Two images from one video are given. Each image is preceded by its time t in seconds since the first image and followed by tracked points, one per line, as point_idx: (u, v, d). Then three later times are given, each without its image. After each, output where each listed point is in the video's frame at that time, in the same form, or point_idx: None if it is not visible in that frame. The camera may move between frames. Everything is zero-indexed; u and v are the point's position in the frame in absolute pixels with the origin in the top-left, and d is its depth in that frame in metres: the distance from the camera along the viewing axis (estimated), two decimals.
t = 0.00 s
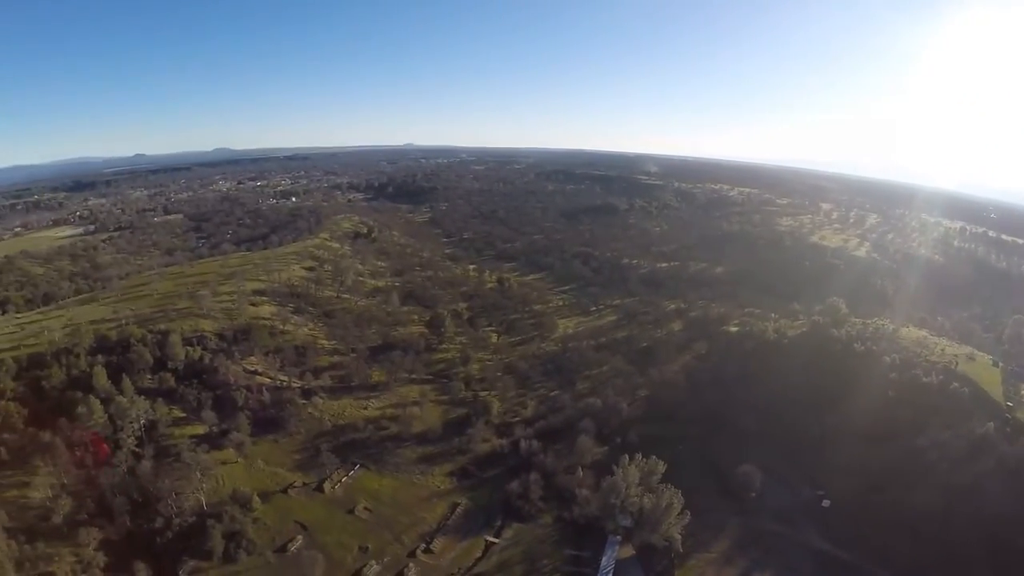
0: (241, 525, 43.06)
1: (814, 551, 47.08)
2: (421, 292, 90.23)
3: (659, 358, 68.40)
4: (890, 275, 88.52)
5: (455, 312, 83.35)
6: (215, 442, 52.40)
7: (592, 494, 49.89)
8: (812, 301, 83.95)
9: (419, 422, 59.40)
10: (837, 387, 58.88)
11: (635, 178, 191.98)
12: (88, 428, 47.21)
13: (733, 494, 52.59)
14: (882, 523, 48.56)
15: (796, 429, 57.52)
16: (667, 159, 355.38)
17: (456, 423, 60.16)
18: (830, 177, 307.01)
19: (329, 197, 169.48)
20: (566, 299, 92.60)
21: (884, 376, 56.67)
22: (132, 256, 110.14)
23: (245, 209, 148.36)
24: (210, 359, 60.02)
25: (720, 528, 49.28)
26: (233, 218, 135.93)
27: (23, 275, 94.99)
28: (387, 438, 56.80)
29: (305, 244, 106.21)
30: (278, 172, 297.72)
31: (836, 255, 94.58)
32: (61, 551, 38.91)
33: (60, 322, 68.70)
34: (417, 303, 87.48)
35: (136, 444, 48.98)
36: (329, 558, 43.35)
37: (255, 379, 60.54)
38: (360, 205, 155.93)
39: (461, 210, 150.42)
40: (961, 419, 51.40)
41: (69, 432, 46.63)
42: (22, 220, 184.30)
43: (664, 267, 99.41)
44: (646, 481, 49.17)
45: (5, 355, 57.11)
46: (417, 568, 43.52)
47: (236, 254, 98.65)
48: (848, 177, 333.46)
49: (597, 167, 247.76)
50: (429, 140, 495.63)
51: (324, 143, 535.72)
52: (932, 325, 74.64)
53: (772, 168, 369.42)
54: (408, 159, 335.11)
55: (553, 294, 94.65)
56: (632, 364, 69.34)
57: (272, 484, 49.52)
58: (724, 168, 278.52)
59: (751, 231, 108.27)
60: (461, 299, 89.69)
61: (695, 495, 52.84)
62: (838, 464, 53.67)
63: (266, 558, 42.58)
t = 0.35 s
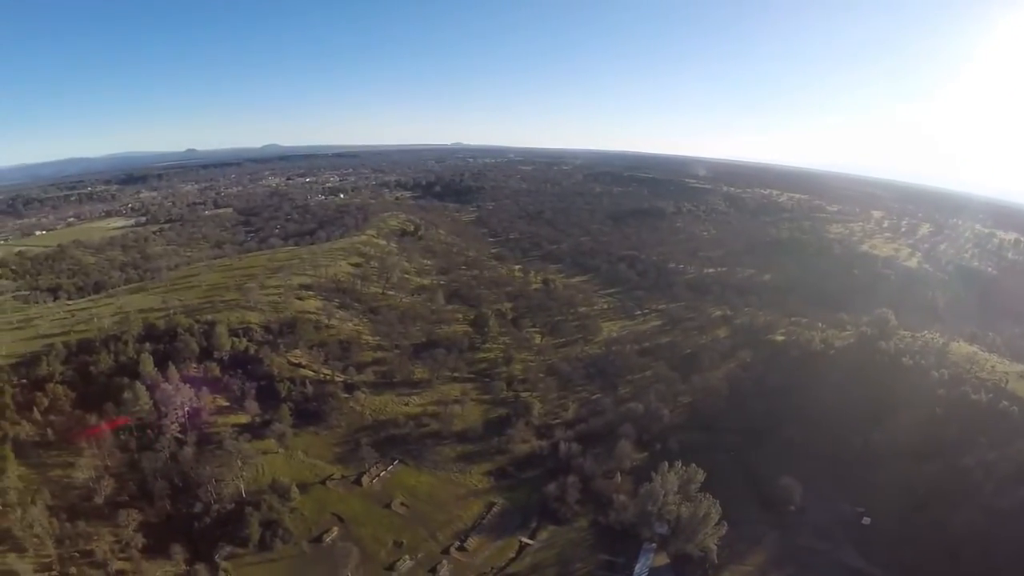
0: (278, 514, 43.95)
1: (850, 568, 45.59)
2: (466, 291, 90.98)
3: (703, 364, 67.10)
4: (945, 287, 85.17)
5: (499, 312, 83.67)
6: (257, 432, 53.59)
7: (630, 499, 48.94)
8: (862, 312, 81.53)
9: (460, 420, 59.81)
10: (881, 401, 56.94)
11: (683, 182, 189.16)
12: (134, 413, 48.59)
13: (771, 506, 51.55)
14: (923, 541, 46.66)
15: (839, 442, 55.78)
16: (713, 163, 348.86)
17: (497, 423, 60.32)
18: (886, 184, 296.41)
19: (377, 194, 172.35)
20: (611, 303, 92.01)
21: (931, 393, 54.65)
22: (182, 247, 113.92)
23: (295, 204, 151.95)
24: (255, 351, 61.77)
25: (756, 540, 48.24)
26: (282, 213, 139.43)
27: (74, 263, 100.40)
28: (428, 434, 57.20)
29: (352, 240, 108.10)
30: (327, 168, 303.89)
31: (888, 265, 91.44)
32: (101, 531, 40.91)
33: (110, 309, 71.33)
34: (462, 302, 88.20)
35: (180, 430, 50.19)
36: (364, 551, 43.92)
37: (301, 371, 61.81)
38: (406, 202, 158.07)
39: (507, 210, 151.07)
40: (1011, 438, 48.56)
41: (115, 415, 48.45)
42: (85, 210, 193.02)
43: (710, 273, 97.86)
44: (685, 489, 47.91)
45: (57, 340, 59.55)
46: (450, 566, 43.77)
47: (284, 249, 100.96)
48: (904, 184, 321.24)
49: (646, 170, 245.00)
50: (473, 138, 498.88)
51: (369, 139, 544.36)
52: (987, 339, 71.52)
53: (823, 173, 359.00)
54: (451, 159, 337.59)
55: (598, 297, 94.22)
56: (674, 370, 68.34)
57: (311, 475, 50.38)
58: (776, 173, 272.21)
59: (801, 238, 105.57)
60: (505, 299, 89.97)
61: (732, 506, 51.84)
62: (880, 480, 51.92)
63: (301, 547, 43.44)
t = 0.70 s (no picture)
0: (313, 505, 44.71)
1: None
2: (510, 291, 91.18)
3: (746, 373, 65.59)
4: (998, 301, 81.26)
5: (542, 313, 83.54)
6: (297, 424, 54.65)
7: (665, 507, 48.54)
8: (908, 325, 78.54)
9: (499, 420, 59.89)
10: (925, 417, 54.85)
11: (729, 186, 185.54)
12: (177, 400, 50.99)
13: (809, 520, 49.73)
14: (964, 568, 44.50)
15: (878, 458, 53.90)
16: (761, 167, 341.02)
17: (536, 424, 60.12)
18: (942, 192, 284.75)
19: (425, 193, 174.54)
20: (655, 307, 90.89)
21: (978, 411, 52.48)
22: (230, 241, 117.23)
23: (341, 201, 155.02)
24: (299, 344, 62.98)
25: (792, 554, 46.62)
26: (329, 209, 142.35)
27: (123, 254, 104.46)
28: (467, 433, 57.39)
29: (398, 238, 109.53)
30: (372, 166, 309.10)
31: (939, 276, 87.82)
32: (140, 512, 42.03)
33: (157, 299, 74.09)
34: (505, 302, 88.47)
35: (221, 418, 51.83)
36: (398, 546, 44.21)
37: (344, 366, 62.78)
38: (452, 201, 159.48)
39: (552, 212, 150.95)
40: None
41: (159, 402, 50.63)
42: (139, 203, 200.56)
43: (755, 280, 95.76)
44: (722, 499, 46.43)
45: (104, 328, 62.25)
46: (483, 565, 43.75)
47: (330, 244, 102.95)
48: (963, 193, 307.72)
49: (693, 173, 241.53)
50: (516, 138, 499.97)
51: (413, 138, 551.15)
52: None
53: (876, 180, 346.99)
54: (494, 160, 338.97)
55: (642, 301, 93.23)
56: (717, 377, 66.96)
57: (348, 468, 51.05)
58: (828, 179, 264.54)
59: (848, 247, 102.38)
60: (548, 300, 89.80)
61: (768, 518, 50.20)
62: (919, 499, 50.09)
63: (335, 539, 43.95)
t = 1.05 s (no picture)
0: (351, 497, 45.10)
1: None
2: (556, 293, 90.97)
3: (792, 384, 63.74)
4: None
5: (587, 315, 83.04)
6: (339, 417, 55.63)
7: (703, 517, 47.40)
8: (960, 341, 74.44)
9: (540, 420, 59.68)
10: (977, 437, 52.03)
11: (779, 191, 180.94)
12: (222, 389, 53.05)
13: (848, 537, 47.68)
14: None
15: (924, 477, 51.22)
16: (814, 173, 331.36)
17: (577, 426, 59.67)
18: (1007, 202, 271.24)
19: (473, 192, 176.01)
20: (701, 313, 89.26)
21: None
22: (278, 235, 120.38)
23: (389, 198, 157.58)
24: (343, 339, 64.09)
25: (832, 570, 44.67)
26: (377, 206, 144.89)
27: (174, 245, 108.37)
28: (507, 433, 57.40)
29: (445, 236, 110.56)
30: (418, 165, 313.03)
31: (994, 289, 82.97)
32: (180, 496, 43.24)
33: (205, 290, 76.65)
34: (550, 304, 88.30)
35: (264, 408, 53.30)
36: (432, 542, 44.43)
37: (387, 362, 63.60)
38: (500, 201, 160.28)
39: (600, 214, 150.14)
40: None
41: (204, 390, 52.54)
42: (193, 196, 207.87)
43: (805, 289, 92.98)
44: (760, 512, 45.19)
45: (153, 316, 64.75)
46: (517, 565, 43.59)
47: (378, 241, 104.71)
48: None
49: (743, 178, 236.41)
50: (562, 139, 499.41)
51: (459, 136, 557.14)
52: None
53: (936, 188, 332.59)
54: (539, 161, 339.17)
55: (688, 306, 91.70)
56: (763, 387, 65.24)
57: (387, 463, 51.59)
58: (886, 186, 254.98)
59: (900, 257, 98.43)
60: (594, 302, 89.24)
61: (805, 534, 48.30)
62: (966, 522, 47.30)
63: (371, 532, 44.31)
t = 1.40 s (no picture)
0: (390, 492, 45.84)
1: None
2: (602, 296, 90.26)
3: (841, 398, 61.48)
4: None
5: (633, 320, 82.13)
6: (382, 412, 56.47)
7: (743, 530, 46.11)
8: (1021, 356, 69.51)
9: (582, 424, 59.28)
10: None
11: (835, 198, 175.04)
12: (268, 379, 54.61)
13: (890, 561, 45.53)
14: None
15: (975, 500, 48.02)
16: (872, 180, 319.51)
17: (619, 431, 58.98)
18: None
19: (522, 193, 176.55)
20: (749, 322, 87.13)
21: None
22: (328, 231, 123.31)
23: (438, 197, 159.41)
24: (388, 335, 65.02)
25: None
26: (426, 205, 146.73)
27: (224, 238, 111.98)
28: (548, 434, 57.19)
29: (493, 236, 111.14)
30: (464, 164, 315.31)
31: None
32: (223, 482, 44.72)
33: (253, 283, 78.93)
34: (596, 307, 87.70)
35: (309, 400, 54.58)
36: (468, 540, 44.68)
37: (432, 359, 64.29)
38: (547, 202, 160.26)
39: (649, 217, 148.34)
40: None
41: (251, 380, 54.21)
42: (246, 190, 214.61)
43: (861, 300, 89.59)
44: (801, 528, 43.07)
45: (203, 306, 66.96)
46: (549, 567, 43.45)
47: (426, 239, 106.09)
48: None
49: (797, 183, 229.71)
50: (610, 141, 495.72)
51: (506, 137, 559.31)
52: None
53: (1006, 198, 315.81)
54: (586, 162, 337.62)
55: (737, 314, 89.67)
56: (812, 400, 63.14)
57: (427, 459, 52.13)
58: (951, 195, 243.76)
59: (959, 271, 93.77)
60: (640, 306, 88.23)
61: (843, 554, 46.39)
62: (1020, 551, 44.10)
63: (409, 527, 44.83)
